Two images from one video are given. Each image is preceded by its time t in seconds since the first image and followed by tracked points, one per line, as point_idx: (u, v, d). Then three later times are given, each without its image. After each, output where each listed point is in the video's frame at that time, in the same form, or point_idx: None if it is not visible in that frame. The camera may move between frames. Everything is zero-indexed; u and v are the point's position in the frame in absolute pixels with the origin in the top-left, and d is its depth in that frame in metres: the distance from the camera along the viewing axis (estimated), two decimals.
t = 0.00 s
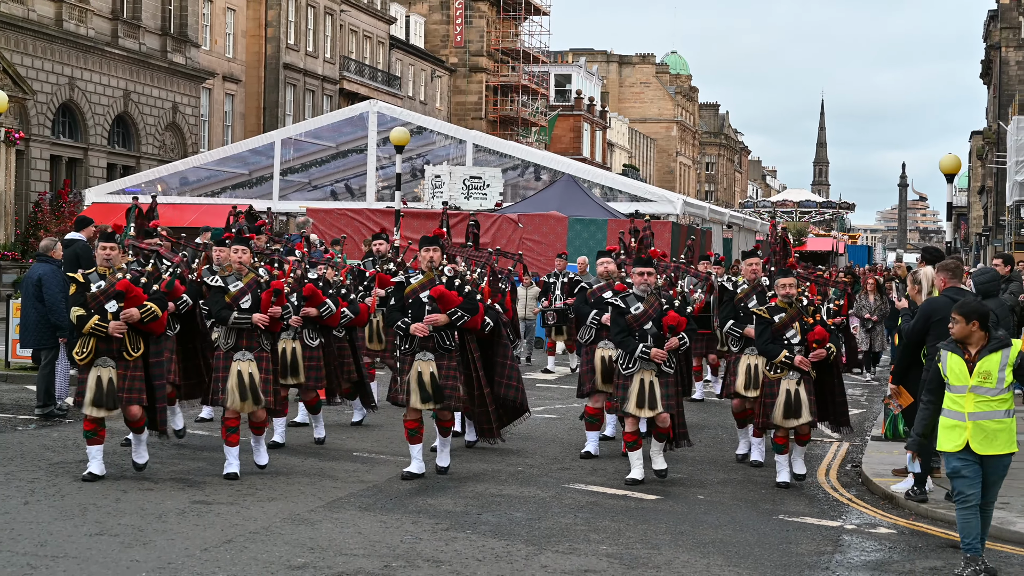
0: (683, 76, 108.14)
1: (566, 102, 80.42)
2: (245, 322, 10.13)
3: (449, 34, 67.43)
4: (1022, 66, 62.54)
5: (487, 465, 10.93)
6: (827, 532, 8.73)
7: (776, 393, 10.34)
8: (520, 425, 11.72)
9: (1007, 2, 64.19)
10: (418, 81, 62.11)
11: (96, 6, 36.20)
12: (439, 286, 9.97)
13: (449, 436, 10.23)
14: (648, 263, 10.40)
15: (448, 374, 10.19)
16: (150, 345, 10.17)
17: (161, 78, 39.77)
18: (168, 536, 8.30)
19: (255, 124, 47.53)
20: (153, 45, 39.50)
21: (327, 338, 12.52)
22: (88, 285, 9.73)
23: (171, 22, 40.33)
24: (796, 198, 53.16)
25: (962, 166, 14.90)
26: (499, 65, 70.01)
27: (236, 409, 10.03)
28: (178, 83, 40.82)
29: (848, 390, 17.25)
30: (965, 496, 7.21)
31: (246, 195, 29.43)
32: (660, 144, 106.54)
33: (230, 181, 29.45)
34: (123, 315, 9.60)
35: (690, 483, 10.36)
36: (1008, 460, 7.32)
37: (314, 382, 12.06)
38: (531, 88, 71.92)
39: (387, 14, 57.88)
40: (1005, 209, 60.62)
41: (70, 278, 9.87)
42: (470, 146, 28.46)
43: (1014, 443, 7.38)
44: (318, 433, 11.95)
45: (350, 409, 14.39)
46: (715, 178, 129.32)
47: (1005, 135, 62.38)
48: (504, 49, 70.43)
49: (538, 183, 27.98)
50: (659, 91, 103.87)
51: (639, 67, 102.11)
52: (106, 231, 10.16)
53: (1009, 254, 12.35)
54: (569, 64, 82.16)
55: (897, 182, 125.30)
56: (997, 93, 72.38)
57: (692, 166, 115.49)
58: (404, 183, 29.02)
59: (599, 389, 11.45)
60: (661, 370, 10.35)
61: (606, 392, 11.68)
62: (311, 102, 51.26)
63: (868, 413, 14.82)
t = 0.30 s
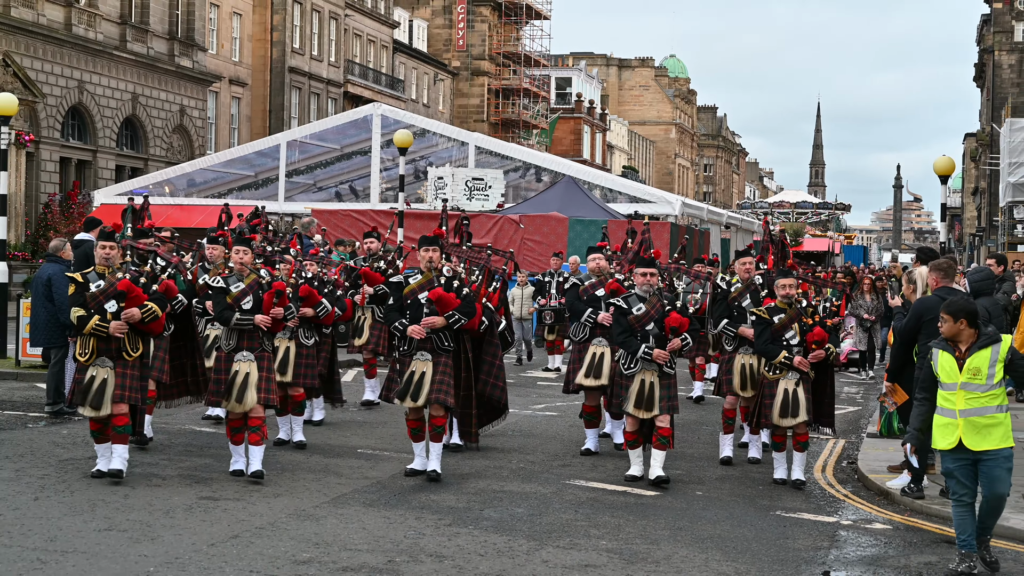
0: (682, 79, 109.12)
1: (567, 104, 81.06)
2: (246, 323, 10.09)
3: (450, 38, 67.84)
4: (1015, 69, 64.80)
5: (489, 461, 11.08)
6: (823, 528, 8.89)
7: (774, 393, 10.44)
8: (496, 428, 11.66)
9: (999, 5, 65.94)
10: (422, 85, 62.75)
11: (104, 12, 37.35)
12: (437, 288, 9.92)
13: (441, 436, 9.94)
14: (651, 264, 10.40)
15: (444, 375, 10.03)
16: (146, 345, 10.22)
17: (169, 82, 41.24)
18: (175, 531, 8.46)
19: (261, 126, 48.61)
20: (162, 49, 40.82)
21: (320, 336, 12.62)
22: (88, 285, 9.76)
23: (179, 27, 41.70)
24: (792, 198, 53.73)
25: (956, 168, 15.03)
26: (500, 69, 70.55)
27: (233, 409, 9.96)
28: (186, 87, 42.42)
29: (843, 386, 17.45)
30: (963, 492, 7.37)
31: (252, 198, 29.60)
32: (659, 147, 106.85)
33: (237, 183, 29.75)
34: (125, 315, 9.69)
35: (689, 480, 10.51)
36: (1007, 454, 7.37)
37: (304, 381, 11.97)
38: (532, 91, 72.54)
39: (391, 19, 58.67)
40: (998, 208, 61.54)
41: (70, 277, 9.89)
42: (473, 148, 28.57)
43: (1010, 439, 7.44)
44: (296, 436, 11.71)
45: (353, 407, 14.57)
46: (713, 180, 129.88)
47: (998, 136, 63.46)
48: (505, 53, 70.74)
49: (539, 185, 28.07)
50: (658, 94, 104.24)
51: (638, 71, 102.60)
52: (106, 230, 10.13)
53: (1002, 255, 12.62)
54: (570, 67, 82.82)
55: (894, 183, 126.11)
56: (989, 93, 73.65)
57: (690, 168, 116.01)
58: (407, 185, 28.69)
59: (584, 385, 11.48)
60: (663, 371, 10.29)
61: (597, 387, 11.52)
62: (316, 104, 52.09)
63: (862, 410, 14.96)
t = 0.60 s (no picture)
0: (680, 80, 109.81)
1: (567, 105, 81.48)
2: (251, 322, 10.12)
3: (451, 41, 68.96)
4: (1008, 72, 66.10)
5: (489, 457, 11.21)
6: (820, 523, 9.01)
7: (780, 392, 10.45)
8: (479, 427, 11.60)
9: (992, 8, 66.93)
10: (423, 85, 63.08)
11: (110, 13, 37.85)
12: (440, 288, 9.97)
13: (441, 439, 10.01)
14: (658, 264, 10.33)
15: (448, 375, 10.10)
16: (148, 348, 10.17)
17: (174, 83, 41.64)
18: (181, 526, 8.59)
19: (265, 126, 48.93)
20: (167, 50, 41.19)
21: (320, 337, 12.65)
22: (91, 287, 9.75)
23: (184, 30, 42.09)
24: (789, 198, 54.14)
25: (949, 168, 15.13)
26: (500, 70, 70.76)
27: (242, 412, 10.00)
28: (191, 88, 42.82)
29: (839, 384, 17.60)
30: (960, 491, 7.46)
31: (256, 197, 29.95)
32: (657, 147, 106.78)
33: (241, 182, 30.03)
34: (127, 316, 9.66)
35: (687, 476, 10.64)
36: (1006, 453, 7.37)
37: (304, 381, 12.13)
38: (533, 92, 72.78)
39: (393, 20, 58.96)
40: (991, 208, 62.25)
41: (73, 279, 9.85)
42: (474, 148, 28.77)
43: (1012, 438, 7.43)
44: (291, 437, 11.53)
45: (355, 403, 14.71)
46: (711, 180, 130.28)
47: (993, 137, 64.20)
48: (505, 55, 70.93)
49: (539, 185, 28.32)
50: (657, 95, 104.58)
51: (637, 73, 102.98)
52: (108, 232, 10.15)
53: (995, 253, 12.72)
54: (569, 68, 83.48)
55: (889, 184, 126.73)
56: (984, 94, 74.62)
57: (688, 168, 116.46)
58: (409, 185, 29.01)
59: (586, 387, 11.49)
60: (670, 372, 10.25)
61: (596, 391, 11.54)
62: (318, 105, 52.42)
63: (858, 407, 15.08)
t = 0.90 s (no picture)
0: (678, 79, 110.54)
1: (566, 105, 82.12)
2: (254, 318, 10.00)
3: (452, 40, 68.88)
4: (1002, 70, 66.88)
5: (489, 451, 11.35)
6: (815, 517, 9.14)
7: (782, 390, 10.40)
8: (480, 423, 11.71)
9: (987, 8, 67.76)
10: (424, 84, 63.38)
11: (115, 13, 38.23)
12: (439, 283, 9.93)
13: (442, 433, 10.19)
14: (659, 261, 10.32)
15: (452, 368, 10.19)
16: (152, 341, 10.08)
17: (177, 81, 41.83)
18: (184, 518, 8.73)
19: (269, 124, 49.26)
20: (170, 49, 41.48)
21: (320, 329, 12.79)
22: (90, 282, 9.61)
23: (187, 28, 42.36)
24: (786, 195, 54.47)
25: (944, 167, 15.20)
26: (500, 69, 71.44)
27: (246, 407, 9.91)
28: (194, 86, 43.01)
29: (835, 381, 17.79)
30: (961, 487, 7.53)
31: (259, 194, 30.10)
32: (655, 145, 108.13)
33: (244, 179, 30.18)
34: (128, 312, 9.55)
35: (685, 469, 10.79)
36: (1010, 452, 7.40)
37: (309, 377, 12.28)
38: (532, 90, 73.08)
39: (394, 19, 59.15)
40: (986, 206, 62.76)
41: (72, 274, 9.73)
42: (473, 146, 28.86)
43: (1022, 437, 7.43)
44: (294, 433, 11.69)
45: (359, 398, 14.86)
46: (709, 178, 130.93)
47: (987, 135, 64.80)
48: (505, 54, 71.55)
49: (539, 183, 28.46)
50: (654, 94, 105.52)
51: (636, 72, 103.43)
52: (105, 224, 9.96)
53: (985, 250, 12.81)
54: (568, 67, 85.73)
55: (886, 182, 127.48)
56: (978, 92, 75.38)
57: (685, 166, 117.04)
58: (410, 183, 29.14)
59: (584, 382, 11.50)
60: (671, 367, 10.29)
61: (597, 386, 11.52)
62: (321, 104, 52.76)
63: (854, 402, 15.23)
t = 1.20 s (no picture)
0: (676, 82, 112.00)
1: (566, 107, 83.28)
2: (252, 320, 9.98)
3: (454, 42, 70.58)
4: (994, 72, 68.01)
5: (491, 445, 11.55)
6: (810, 511, 9.31)
7: (777, 388, 10.54)
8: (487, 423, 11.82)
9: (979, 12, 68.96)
10: (427, 85, 64.90)
11: (124, 15, 38.76)
12: (434, 284, 9.95)
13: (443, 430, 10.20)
14: (653, 259, 10.48)
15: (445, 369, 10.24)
16: (150, 344, 10.01)
17: (185, 83, 42.37)
18: (192, 511, 8.93)
19: (274, 125, 49.69)
20: (178, 50, 41.97)
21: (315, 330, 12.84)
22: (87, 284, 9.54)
23: (195, 30, 42.87)
24: (783, 195, 55.08)
25: (937, 168, 15.33)
26: (500, 71, 72.69)
27: (248, 410, 9.86)
28: (201, 87, 43.53)
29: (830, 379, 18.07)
30: (964, 482, 7.61)
31: (264, 193, 30.34)
32: (653, 146, 110.02)
33: (250, 179, 30.42)
34: (125, 314, 9.46)
35: (682, 464, 10.99)
36: (1013, 453, 7.44)
37: (301, 377, 12.05)
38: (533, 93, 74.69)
39: (397, 23, 60.15)
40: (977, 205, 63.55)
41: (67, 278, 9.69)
42: (474, 147, 29.05)
43: None
44: (297, 427, 11.91)
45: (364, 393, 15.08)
46: (706, 178, 132.19)
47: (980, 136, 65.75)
48: (507, 57, 73.15)
49: (539, 182, 28.63)
50: (653, 96, 107.50)
51: (634, 74, 105.85)
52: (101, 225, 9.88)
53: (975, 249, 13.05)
54: (567, 70, 86.91)
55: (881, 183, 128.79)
56: (970, 95, 76.58)
57: (683, 166, 118.21)
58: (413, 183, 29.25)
59: (577, 381, 11.61)
60: (667, 366, 10.46)
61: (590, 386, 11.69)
62: (326, 105, 53.45)
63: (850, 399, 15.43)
